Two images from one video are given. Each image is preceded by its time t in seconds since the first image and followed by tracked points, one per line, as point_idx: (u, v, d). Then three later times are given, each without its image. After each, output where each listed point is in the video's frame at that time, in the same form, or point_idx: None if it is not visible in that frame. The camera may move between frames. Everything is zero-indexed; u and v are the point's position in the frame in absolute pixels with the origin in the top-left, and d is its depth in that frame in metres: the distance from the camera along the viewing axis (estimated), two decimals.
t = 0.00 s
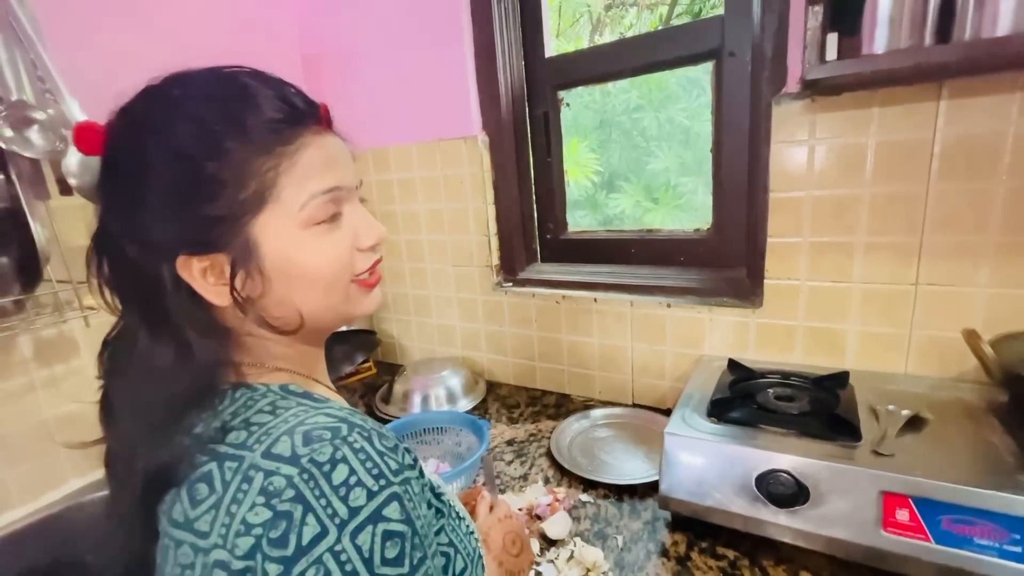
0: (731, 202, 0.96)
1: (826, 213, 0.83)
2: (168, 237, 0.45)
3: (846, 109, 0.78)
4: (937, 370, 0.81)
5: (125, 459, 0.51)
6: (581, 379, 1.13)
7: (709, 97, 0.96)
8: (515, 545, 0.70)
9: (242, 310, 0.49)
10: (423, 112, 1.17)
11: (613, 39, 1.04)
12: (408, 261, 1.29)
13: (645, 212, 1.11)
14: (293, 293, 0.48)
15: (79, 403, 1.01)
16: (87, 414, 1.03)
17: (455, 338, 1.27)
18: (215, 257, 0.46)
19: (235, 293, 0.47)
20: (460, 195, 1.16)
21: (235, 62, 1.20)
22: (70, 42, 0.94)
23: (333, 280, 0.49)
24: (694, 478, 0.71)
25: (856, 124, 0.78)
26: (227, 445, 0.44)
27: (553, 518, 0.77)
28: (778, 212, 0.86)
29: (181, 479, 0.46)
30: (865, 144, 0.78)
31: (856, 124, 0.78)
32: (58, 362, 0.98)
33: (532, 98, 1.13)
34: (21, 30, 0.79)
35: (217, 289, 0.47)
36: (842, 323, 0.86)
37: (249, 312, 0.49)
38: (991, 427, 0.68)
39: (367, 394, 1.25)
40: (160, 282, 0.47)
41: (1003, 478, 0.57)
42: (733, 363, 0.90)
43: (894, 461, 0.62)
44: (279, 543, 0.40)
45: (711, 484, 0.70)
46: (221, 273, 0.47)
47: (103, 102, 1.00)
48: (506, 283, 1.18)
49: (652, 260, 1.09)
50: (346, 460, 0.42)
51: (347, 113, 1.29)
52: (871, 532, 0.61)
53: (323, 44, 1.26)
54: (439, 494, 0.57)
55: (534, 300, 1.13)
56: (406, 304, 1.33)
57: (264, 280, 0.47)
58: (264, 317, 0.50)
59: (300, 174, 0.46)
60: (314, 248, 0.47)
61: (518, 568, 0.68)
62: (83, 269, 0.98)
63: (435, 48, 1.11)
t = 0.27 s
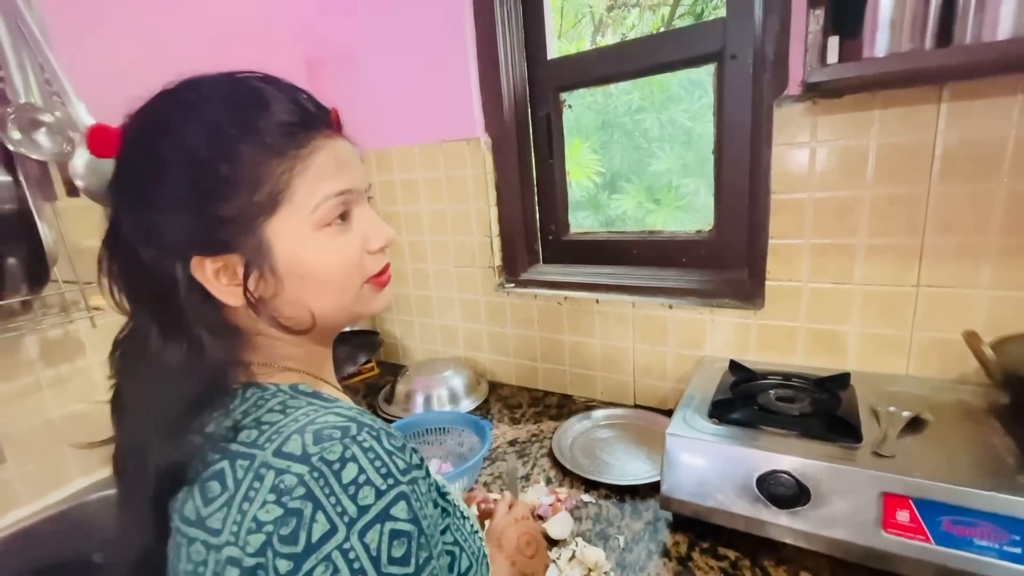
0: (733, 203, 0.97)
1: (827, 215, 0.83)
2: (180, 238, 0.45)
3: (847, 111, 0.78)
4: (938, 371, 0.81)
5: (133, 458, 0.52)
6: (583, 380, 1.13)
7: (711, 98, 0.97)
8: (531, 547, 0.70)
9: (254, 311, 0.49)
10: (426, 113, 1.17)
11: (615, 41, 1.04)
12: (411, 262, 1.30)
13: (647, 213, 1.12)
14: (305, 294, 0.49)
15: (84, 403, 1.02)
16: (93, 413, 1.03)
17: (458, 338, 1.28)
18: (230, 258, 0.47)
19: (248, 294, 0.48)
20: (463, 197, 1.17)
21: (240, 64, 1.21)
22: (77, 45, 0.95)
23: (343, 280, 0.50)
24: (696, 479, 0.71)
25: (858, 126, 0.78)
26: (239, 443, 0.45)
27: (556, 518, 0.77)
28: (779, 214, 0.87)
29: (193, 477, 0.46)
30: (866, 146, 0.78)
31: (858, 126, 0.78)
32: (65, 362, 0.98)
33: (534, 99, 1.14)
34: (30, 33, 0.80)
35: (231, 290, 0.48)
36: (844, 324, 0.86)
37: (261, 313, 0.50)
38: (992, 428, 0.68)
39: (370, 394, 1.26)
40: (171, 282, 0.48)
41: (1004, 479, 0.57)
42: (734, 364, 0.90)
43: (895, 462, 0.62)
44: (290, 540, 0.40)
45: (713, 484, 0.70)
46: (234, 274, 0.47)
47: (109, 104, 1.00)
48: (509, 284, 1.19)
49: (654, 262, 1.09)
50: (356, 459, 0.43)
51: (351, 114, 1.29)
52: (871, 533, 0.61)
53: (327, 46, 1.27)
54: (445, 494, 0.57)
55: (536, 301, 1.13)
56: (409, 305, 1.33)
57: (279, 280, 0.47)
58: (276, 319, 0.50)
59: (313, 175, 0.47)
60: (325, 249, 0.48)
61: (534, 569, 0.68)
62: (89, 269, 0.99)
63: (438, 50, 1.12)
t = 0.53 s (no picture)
0: (735, 203, 0.96)
1: (830, 215, 0.83)
2: (184, 236, 0.45)
3: (850, 111, 0.78)
4: (941, 372, 0.81)
5: (136, 456, 0.52)
6: (585, 380, 1.13)
7: (713, 98, 0.97)
8: (532, 549, 0.71)
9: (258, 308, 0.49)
10: (428, 112, 1.17)
11: (617, 41, 1.04)
12: (412, 261, 1.30)
13: (649, 213, 1.11)
14: (309, 290, 0.49)
15: (87, 402, 1.02)
16: (95, 412, 1.04)
17: (460, 338, 1.28)
18: (236, 254, 0.47)
19: (252, 291, 0.48)
20: (465, 196, 1.17)
21: (242, 63, 1.21)
22: (80, 45, 0.95)
23: (347, 279, 0.50)
24: (698, 480, 0.71)
25: (861, 125, 0.78)
26: (243, 441, 0.45)
27: (558, 518, 0.76)
28: (782, 214, 0.87)
29: (196, 475, 0.46)
30: (870, 146, 0.78)
31: (861, 125, 0.78)
32: (67, 361, 0.99)
33: (537, 99, 1.14)
34: (34, 33, 0.80)
35: (236, 287, 0.48)
36: (846, 324, 0.86)
37: (265, 310, 0.50)
38: (996, 429, 0.68)
39: (372, 393, 1.26)
40: (175, 279, 0.48)
41: (1009, 480, 0.57)
42: (737, 364, 0.90)
43: (898, 462, 0.62)
44: (292, 537, 0.40)
45: (715, 484, 0.70)
46: (239, 271, 0.47)
47: (112, 103, 1.00)
48: (510, 283, 1.19)
49: (656, 261, 1.09)
50: (359, 457, 0.43)
51: (354, 113, 1.29)
52: (875, 533, 0.61)
53: (329, 45, 1.27)
54: (447, 493, 0.57)
55: (538, 301, 1.13)
56: (411, 304, 1.33)
57: (284, 278, 0.48)
58: (280, 317, 0.50)
59: (316, 173, 0.47)
60: (329, 247, 0.48)
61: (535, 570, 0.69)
62: (92, 268, 0.99)
63: (440, 49, 1.12)
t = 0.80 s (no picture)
0: (739, 202, 0.96)
1: (835, 213, 0.82)
2: (186, 234, 0.45)
3: (856, 109, 0.78)
4: (947, 371, 0.81)
5: (139, 453, 0.52)
6: (588, 379, 1.13)
7: (717, 96, 0.96)
8: (530, 549, 0.69)
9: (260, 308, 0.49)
10: (431, 111, 1.17)
11: (620, 39, 1.04)
12: (415, 260, 1.30)
13: (652, 212, 1.11)
14: (313, 292, 0.49)
15: (90, 400, 1.02)
16: (99, 410, 1.04)
17: (462, 337, 1.28)
18: (239, 254, 0.46)
19: (254, 292, 0.48)
20: (467, 195, 1.17)
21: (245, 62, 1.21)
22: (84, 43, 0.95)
23: (350, 276, 0.50)
24: (702, 478, 0.71)
25: (866, 123, 0.77)
26: (246, 436, 0.45)
27: (562, 516, 0.77)
28: (786, 212, 0.86)
29: (199, 470, 0.46)
30: (875, 144, 0.77)
31: (866, 123, 0.77)
32: (71, 360, 0.99)
33: (540, 98, 1.14)
34: (38, 32, 0.80)
35: (238, 288, 0.48)
36: (850, 323, 0.86)
37: (267, 311, 0.49)
38: (1002, 429, 0.67)
39: (374, 392, 1.26)
40: (178, 276, 0.48)
41: (1016, 480, 0.57)
42: (740, 363, 0.89)
43: (904, 462, 0.62)
44: (296, 533, 0.40)
45: (719, 484, 0.69)
46: (241, 271, 0.47)
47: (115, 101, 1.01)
48: (513, 282, 1.19)
49: (659, 260, 1.09)
50: (363, 453, 0.43)
51: (356, 112, 1.29)
52: (880, 533, 0.61)
53: (332, 44, 1.27)
54: (450, 492, 0.57)
55: (541, 300, 1.13)
56: (413, 303, 1.33)
57: (285, 279, 0.47)
58: (280, 317, 0.50)
59: (318, 170, 0.47)
60: (331, 246, 0.48)
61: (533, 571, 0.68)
62: (95, 266, 0.99)
63: (443, 47, 1.11)
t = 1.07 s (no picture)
0: (741, 203, 0.96)
1: (838, 214, 0.82)
2: (190, 234, 0.45)
3: (859, 109, 0.77)
4: (950, 373, 0.80)
5: (139, 454, 0.52)
6: (590, 381, 1.12)
7: (719, 97, 0.96)
8: (526, 550, 0.70)
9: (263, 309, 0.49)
10: (433, 111, 1.17)
11: (622, 40, 1.04)
12: (417, 261, 1.30)
13: (654, 213, 1.11)
14: (314, 295, 0.49)
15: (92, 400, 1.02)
16: (101, 410, 1.04)
17: (464, 338, 1.28)
18: (244, 255, 0.46)
19: (258, 293, 0.48)
20: (469, 196, 1.17)
21: (248, 63, 1.22)
22: (86, 44, 0.95)
23: (352, 280, 0.50)
24: (704, 480, 0.70)
25: (869, 125, 0.77)
26: (243, 441, 0.45)
27: (563, 518, 0.77)
28: (788, 213, 0.86)
29: (195, 475, 0.46)
30: (878, 145, 0.77)
31: (869, 124, 0.77)
32: (73, 360, 0.99)
33: (542, 98, 1.13)
34: (41, 33, 0.80)
35: (243, 289, 0.48)
36: (853, 325, 0.85)
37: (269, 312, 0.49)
38: (1005, 431, 0.67)
39: (376, 393, 1.26)
40: (180, 277, 0.48)
41: (1019, 483, 0.56)
42: (742, 365, 0.89)
43: (906, 465, 0.62)
44: (292, 539, 0.40)
45: (720, 485, 0.69)
46: (246, 272, 0.47)
47: (118, 103, 1.01)
48: (515, 283, 1.18)
49: (661, 262, 1.09)
50: (360, 458, 0.43)
51: (358, 112, 1.29)
52: (883, 536, 0.61)
53: (335, 44, 1.27)
54: (449, 496, 0.57)
55: (542, 301, 1.13)
56: (415, 304, 1.33)
57: (289, 280, 0.47)
58: (280, 318, 0.50)
59: (320, 174, 0.47)
60: (334, 250, 0.48)
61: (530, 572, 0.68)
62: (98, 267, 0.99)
63: (445, 48, 1.11)
